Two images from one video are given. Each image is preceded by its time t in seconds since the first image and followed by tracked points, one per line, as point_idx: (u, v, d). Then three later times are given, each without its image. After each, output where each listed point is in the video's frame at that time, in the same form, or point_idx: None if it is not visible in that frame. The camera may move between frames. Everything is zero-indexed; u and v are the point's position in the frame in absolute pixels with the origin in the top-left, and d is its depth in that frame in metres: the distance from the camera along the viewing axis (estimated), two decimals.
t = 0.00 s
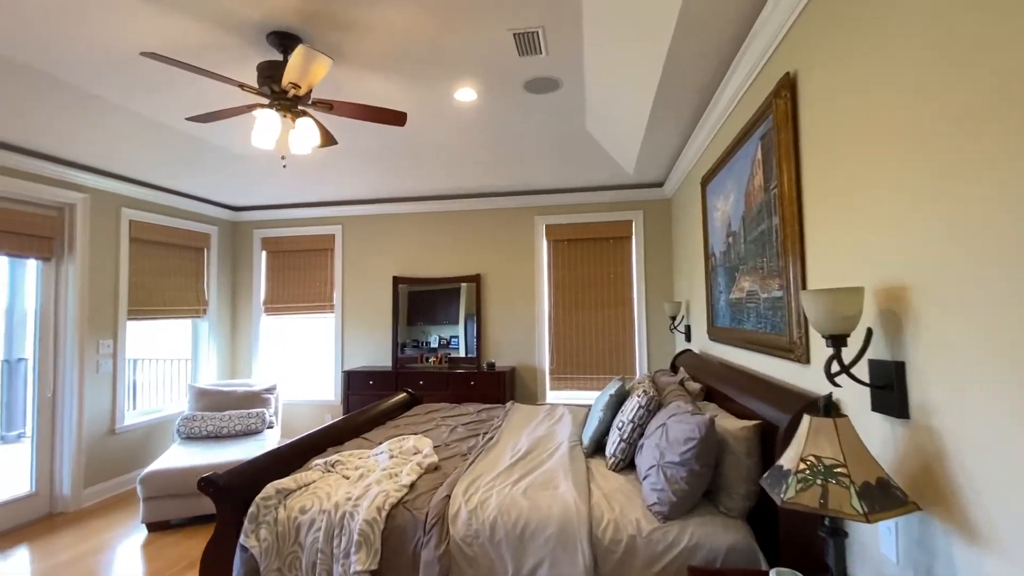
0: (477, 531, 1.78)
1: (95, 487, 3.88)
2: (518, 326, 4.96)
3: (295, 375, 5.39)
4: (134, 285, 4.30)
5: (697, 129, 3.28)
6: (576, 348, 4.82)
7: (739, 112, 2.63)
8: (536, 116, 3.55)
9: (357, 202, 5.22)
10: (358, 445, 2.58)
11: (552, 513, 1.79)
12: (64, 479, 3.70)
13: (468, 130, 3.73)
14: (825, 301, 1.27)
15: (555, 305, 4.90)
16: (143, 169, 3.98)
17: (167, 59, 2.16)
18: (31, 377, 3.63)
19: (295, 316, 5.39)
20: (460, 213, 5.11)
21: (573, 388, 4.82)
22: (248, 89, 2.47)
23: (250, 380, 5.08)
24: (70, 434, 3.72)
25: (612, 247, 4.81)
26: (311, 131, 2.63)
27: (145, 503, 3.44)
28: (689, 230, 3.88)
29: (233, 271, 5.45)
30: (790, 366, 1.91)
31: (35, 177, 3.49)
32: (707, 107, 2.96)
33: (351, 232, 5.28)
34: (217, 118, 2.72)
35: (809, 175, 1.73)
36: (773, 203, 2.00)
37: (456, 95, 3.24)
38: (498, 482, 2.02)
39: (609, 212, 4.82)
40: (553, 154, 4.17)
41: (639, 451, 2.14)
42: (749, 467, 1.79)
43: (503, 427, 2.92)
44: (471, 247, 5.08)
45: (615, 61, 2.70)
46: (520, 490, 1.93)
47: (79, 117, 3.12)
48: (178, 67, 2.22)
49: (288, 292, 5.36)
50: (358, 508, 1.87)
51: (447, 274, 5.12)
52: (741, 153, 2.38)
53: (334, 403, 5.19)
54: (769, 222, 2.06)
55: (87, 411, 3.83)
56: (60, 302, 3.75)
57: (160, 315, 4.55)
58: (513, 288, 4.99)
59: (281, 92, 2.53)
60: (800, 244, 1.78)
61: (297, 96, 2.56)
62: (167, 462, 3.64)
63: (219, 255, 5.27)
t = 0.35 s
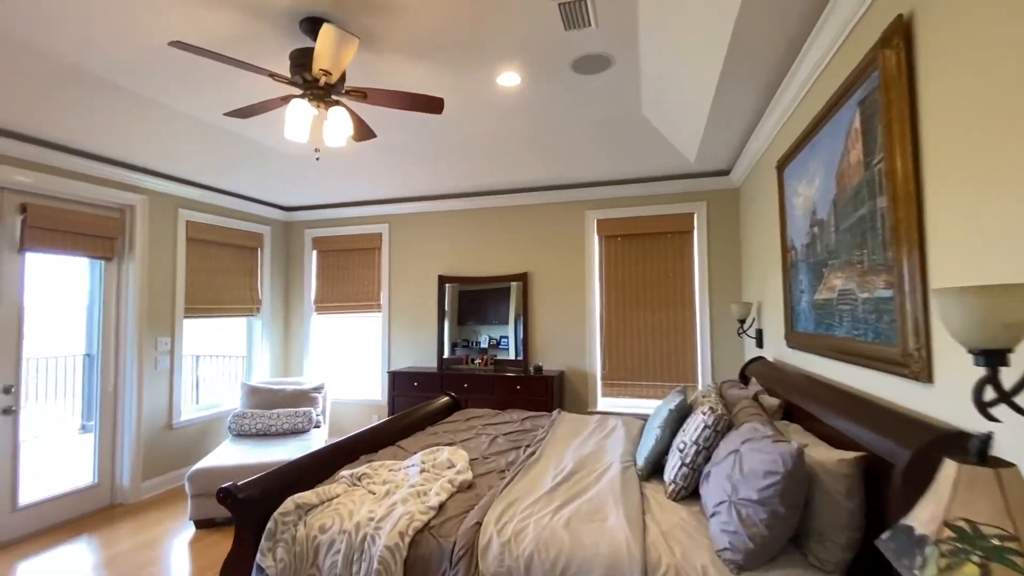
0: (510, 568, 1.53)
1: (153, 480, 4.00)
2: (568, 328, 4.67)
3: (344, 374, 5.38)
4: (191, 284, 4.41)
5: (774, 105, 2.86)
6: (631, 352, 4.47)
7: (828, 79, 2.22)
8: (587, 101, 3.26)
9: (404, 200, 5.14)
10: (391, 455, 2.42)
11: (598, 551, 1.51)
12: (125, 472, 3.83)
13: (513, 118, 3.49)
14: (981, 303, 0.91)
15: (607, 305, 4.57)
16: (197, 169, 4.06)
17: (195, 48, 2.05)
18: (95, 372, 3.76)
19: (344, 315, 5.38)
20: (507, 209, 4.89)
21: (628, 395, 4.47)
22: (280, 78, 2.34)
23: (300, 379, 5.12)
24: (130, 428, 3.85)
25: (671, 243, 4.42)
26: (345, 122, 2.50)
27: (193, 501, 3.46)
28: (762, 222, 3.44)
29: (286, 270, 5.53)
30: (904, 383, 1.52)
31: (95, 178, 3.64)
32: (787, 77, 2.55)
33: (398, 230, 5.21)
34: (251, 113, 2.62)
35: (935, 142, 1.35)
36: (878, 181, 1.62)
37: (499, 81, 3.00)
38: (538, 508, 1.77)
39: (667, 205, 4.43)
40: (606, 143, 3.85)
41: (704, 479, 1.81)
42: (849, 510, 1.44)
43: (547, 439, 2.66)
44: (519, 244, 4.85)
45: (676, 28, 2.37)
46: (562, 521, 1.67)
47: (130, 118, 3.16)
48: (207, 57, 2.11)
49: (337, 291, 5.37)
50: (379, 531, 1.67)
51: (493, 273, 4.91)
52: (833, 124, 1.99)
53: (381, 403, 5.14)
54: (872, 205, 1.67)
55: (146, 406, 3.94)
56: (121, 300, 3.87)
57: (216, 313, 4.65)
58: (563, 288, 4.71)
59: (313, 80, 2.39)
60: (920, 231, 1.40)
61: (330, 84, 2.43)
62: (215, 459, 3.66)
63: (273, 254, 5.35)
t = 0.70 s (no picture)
0: None
1: (221, 471, 4.18)
2: (628, 330, 4.39)
3: (400, 373, 5.41)
4: (257, 284, 4.57)
5: (872, 73, 2.44)
6: (698, 357, 4.11)
7: (943, 34, 1.83)
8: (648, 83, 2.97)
9: (459, 198, 5.07)
10: (433, 462, 2.30)
11: None
12: (195, 462, 4.02)
13: (568, 107, 3.27)
14: None
15: (671, 306, 4.23)
16: (260, 172, 4.19)
17: (240, 45, 1.99)
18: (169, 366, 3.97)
19: (400, 314, 5.41)
20: (564, 204, 4.68)
21: (694, 404, 4.12)
22: (322, 71, 2.24)
23: (359, 376, 5.20)
24: (199, 421, 4.04)
25: (743, 237, 4.02)
26: (388, 114, 2.41)
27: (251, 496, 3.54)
28: (854, 211, 2.99)
29: (346, 270, 5.65)
30: None
31: (168, 183, 3.84)
32: (889, 38, 2.15)
33: (452, 229, 5.15)
34: (300, 112, 2.61)
35: None
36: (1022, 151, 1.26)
37: (551, 66, 2.78)
38: (583, 537, 1.57)
39: (740, 196, 4.02)
40: (670, 129, 3.53)
41: (786, 516, 1.53)
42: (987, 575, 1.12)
43: (601, 452, 2.44)
44: (576, 241, 4.62)
45: None
46: (611, 554, 1.45)
47: (193, 123, 3.27)
48: (252, 53, 2.05)
49: (393, 291, 5.40)
50: (409, 551, 1.53)
51: (549, 272, 4.72)
52: (952, 86, 1.62)
53: (435, 403, 5.11)
54: (1011, 182, 1.32)
55: (214, 400, 4.13)
56: (192, 299, 4.07)
57: (280, 312, 4.81)
58: (623, 287, 4.43)
59: (356, 73, 2.32)
60: None
61: (372, 75, 2.35)
62: (274, 454, 3.73)
63: (334, 254, 5.48)
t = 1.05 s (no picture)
0: None
1: (287, 461, 4.41)
2: (692, 332, 4.09)
3: (457, 371, 5.44)
4: (322, 283, 4.77)
5: (988, 33, 2.05)
6: (772, 363, 3.74)
7: None
8: (709, 68, 2.71)
9: (513, 195, 4.99)
10: (474, 466, 2.23)
11: None
12: (264, 452, 4.26)
13: (624, 95, 3.07)
14: None
15: (741, 307, 3.90)
16: (322, 175, 4.36)
17: (285, 48, 2.00)
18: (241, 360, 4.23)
19: (457, 313, 5.43)
20: (622, 199, 4.46)
21: (768, 414, 3.76)
22: (365, 70, 2.21)
23: (417, 374, 5.27)
24: (268, 412, 4.28)
25: (825, 230, 3.61)
26: (430, 109, 2.33)
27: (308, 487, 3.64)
28: (962, 197, 2.56)
29: (406, 269, 5.76)
30: None
31: (239, 189, 4.09)
32: None
33: (507, 228, 5.09)
34: (348, 114, 2.65)
35: None
36: None
37: (602, 51, 2.59)
38: (622, 561, 1.42)
39: (821, 185, 3.62)
40: (738, 114, 3.23)
41: (864, 554, 1.30)
42: None
43: (653, 465, 2.25)
44: (635, 238, 4.39)
45: None
46: None
47: (257, 130, 3.44)
48: (297, 56, 2.05)
49: (450, 290, 5.43)
50: (434, 562, 1.46)
51: (607, 270, 4.52)
52: None
53: (489, 402, 5.07)
54: None
55: (281, 393, 4.36)
56: (262, 298, 4.31)
57: (342, 310, 4.98)
58: (686, 286, 4.14)
59: (398, 70, 2.29)
60: None
61: (414, 71, 2.30)
62: (332, 447, 3.84)
63: (394, 254, 5.61)
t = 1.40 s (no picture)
0: None
1: (358, 452, 4.60)
2: (772, 333, 3.79)
3: (520, 370, 5.42)
4: (390, 282, 4.93)
5: None
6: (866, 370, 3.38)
7: None
8: (787, 45, 2.48)
9: (576, 192, 4.89)
10: (532, 468, 2.19)
11: None
12: (337, 443, 4.48)
13: (693, 81, 2.89)
14: None
15: (828, 307, 3.55)
16: (390, 177, 4.50)
17: (347, 52, 2.04)
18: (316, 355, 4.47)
19: (520, 312, 5.41)
20: (693, 193, 4.23)
21: (861, 426, 3.40)
22: (424, 70, 2.20)
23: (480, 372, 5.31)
24: (339, 406, 4.48)
25: (931, 221, 3.19)
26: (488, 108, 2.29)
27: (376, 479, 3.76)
28: None
29: (470, 268, 5.83)
30: None
31: (314, 194, 4.33)
32: None
33: (571, 226, 4.99)
34: (411, 117, 2.69)
35: None
36: None
37: (670, 35, 2.44)
38: None
39: (926, 170, 3.21)
40: (824, 95, 2.93)
41: None
42: None
43: (725, 476, 2.09)
44: (707, 233, 4.14)
45: None
46: None
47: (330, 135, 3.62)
48: (358, 58, 2.09)
49: (513, 289, 5.41)
50: (487, 565, 1.42)
51: (676, 268, 4.30)
52: None
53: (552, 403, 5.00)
54: None
55: (352, 387, 4.55)
56: (335, 297, 4.53)
57: (409, 308, 5.12)
58: (764, 285, 3.84)
59: (456, 68, 2.26)
60: None
61: (472, 68, 2.26)
62: (399, 441, 3.95)
63: (458, 254, 5.69)
